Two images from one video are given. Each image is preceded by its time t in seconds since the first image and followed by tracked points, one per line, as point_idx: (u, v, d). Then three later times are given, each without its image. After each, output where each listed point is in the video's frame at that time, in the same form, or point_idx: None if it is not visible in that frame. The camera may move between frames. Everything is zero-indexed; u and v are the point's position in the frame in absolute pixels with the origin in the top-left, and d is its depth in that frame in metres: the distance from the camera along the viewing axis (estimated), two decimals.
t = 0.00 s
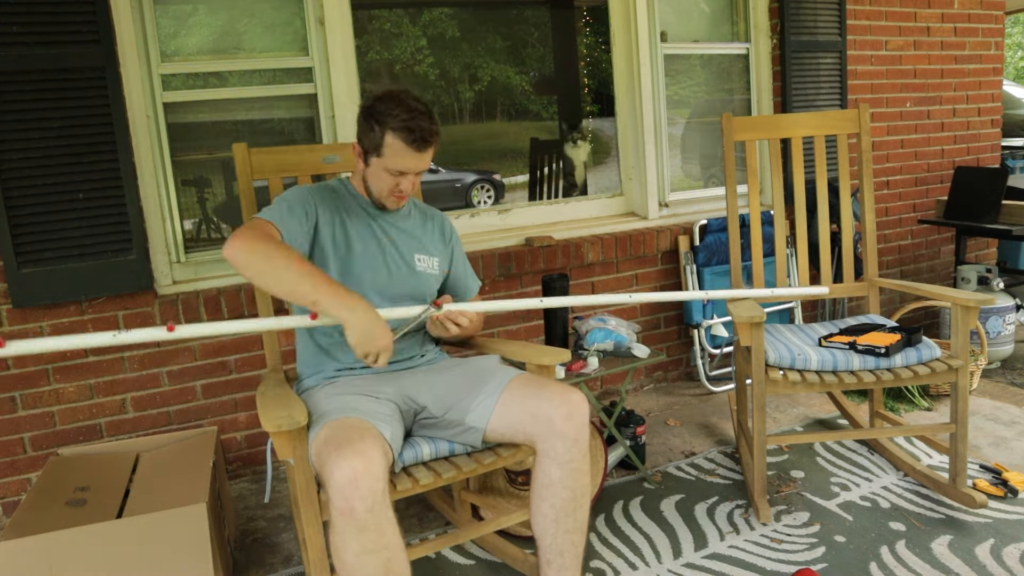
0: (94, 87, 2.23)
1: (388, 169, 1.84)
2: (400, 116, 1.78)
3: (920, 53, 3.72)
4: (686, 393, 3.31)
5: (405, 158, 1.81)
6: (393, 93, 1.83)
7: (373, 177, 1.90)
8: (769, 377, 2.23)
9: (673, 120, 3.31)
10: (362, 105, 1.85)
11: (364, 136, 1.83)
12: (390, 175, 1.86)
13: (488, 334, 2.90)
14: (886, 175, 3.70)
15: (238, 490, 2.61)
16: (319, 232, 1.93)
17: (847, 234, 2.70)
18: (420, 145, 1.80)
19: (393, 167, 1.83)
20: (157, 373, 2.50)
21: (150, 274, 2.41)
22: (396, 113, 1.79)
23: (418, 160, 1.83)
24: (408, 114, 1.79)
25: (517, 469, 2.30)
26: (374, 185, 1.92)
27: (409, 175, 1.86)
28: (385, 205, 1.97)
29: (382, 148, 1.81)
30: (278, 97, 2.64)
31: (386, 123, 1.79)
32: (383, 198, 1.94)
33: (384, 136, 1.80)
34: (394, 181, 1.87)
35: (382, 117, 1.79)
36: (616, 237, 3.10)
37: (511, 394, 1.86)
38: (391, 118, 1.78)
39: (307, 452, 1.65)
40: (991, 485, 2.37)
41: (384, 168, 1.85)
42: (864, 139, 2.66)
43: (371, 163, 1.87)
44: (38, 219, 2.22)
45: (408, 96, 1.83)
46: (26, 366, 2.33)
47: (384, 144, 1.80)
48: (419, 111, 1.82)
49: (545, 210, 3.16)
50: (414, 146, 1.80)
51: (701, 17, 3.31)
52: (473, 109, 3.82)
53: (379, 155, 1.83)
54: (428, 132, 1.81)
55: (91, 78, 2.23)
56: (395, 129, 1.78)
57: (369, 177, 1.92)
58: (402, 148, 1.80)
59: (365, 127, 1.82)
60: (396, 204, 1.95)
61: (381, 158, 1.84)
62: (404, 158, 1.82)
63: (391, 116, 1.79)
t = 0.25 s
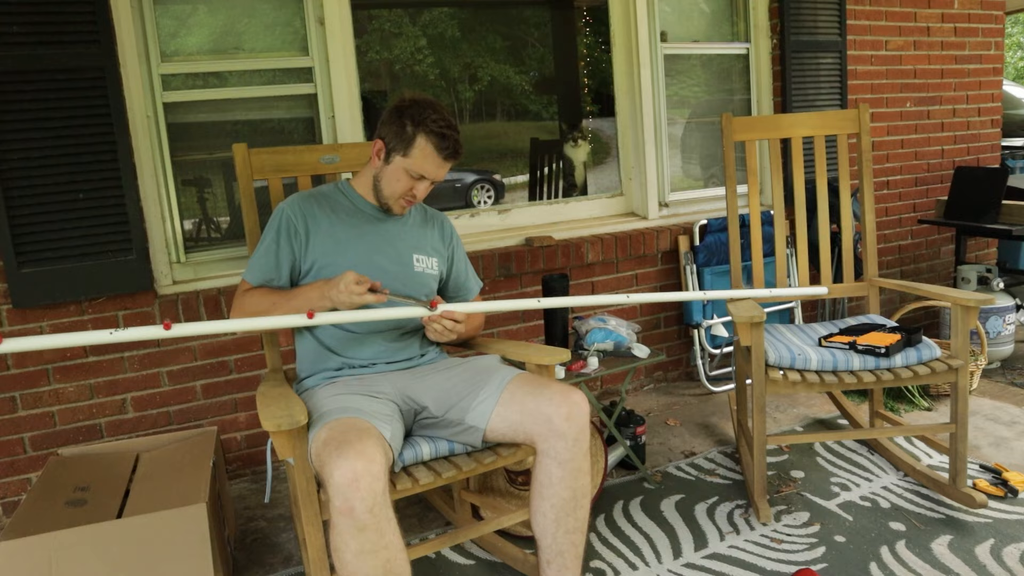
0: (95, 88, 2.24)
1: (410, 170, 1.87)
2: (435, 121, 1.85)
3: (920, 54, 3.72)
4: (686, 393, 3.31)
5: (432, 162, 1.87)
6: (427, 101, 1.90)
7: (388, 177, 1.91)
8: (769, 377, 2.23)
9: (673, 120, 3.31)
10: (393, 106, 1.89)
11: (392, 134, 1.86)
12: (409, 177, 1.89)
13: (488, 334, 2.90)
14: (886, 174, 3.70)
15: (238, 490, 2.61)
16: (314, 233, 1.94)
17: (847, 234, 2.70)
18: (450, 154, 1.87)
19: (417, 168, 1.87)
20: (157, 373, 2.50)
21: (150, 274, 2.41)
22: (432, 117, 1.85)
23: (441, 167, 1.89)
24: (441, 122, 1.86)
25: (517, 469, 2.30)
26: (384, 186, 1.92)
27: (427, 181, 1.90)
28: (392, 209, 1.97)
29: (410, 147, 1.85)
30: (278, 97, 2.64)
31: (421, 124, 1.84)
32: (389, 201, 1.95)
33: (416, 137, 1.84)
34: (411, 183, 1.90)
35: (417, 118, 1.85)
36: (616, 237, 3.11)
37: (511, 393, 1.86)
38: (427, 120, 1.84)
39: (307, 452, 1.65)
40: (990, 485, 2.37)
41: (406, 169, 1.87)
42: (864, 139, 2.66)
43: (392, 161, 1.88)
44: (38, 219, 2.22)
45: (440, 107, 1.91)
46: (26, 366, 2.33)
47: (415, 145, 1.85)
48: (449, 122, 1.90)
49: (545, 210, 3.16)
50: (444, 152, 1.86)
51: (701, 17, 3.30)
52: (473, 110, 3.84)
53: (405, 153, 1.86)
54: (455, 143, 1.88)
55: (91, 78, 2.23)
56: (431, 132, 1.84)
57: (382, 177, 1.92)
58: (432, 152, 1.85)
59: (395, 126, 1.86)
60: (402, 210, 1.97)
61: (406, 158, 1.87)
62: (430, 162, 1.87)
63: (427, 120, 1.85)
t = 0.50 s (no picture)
0: (95, 87, 2.24)
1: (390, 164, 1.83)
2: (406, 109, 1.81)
3: (920, 54, 3.72)
4: (686, 393, 3.31)
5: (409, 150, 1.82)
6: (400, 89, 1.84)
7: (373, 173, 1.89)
8: (769, 377, 2.23)
9: (673, 120, 3.32)
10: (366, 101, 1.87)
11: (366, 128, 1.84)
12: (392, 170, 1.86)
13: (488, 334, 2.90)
14: (886, 175, 3.70)
15: (238, 490, 2.61)
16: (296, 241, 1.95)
17: (847, 234, 2.70)
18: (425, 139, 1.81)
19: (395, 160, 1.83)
20: (157, 373, 2.50)
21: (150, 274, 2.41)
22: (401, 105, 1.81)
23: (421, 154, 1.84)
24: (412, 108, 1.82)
25: (517, 469, 2.30)
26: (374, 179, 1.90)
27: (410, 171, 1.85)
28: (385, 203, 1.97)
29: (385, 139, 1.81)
30: (278, 97, 2.64)
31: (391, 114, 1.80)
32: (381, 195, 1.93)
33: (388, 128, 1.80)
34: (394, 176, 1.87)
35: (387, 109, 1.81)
36: (616, 236, 3.11)
37: (511, 394, 1.86)
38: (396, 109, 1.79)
39: (308, 453, 1.65)
40: (991, 486, 2.37)
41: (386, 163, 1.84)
42: (864, 139, 2.66)
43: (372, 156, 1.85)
44: (38, 219, 2.22)
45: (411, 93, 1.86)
46: (26, 366, 2.33)
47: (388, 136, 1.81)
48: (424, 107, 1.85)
49: (545, 210, 3.16)
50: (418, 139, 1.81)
51: (701, 17, 3.31)
52: (473, 110, 3.94)
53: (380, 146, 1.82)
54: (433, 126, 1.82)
55: (91, 78, 2.23)
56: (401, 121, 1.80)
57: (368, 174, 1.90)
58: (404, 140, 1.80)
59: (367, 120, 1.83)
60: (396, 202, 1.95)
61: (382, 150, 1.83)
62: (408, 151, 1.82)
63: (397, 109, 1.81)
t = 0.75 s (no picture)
0: (95, 87, 2.23)
1: (371, 163, 1.85)
2: (360, 108, 1.84)
3: (920, 53, 3.72)
4: (686, 393, 3.31)
5: (383, 142, 1.84)
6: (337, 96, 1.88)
7: (360, 180, 1.89)
8: (769, 377, 2.24)
9: (673, 120, 3.32)
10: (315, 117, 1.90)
11: (331, 140, 1.86)
12: (377, 169, 1.87)
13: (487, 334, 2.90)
14: (886, 174, 3.70)
15: (238, 490, 2.61)
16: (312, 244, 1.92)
17: (847, 234, 2.70)
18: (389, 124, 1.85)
19: (374, 157, 1.85)
20: (157, 373, 2.50)
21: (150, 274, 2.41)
22: (354, 106, 1.84)
23: (394, 142, 1.86)
24: (364, 104, 1.85)
25: (517, 469, 2.30)
26: (361, 189, 1.90)
27: (393, 161, 1.88)
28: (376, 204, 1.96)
29: (357, 141, 1.83)
30: (278, 96, 2.64)
31: (349, 117, 1.83)
32: (373, 195, 1.92)
33: (353, 132, 1.83)
34: (381, 174, 1.88)
35: (342, 114, 1.84)
36: (616, 237, 3.11)
37: (511, 393, 1.86)
38: (354, 112, 1.83)
39: (307, 451, 1.65)
40: (991, 485, 2.37)
41: (368, 163, 1.85)
42: (864, 139, 2.65)
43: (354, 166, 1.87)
44: (38, 219, 2.22)
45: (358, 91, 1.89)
46: (26, 366, 2.33)
47: (357, 138, 1.83)
48: (376, 97, 1.88)
49: (545, 210, 3.16)
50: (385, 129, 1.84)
51: (701, 17, 3.30)
52: (473, 111, 3.93)
53: (358, 152, 1.84)
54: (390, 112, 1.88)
55: (91, 78, 2.23)
56: (362, 121, 1.83)
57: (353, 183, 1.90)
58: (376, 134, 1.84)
59: (328, 132, 1.85)
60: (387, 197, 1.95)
61: (360, 157, 1.85)
62: (383, 143, 1.85)
63: (350, 111, 1.83)
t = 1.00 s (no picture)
0: (95, 87, 2.24)
1: (352, 164, 1.85)
2: (352, 109, 1.82)
3: (920, 53, 3.72)
4: (686, 393, 3.31)
5: (366, 147, 1.83)
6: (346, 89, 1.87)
7: (342, 178, 1.91)
8: (769, 377, 2.24)
9: (673, 120, 3.31)
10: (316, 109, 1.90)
11: (322, 135, 1.86)
12: (357, 171, 1.87)
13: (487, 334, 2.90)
14: (886, 174, 3.70)
15: (238, 490, 2.61)
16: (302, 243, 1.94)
17: (847, 234, 2.70)
18: (377, 133, 1.82)
19: (356, 160, 1.85)
20: (157, 373, 2.50)
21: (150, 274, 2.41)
22: (347, 106, 1.82)
23: (380, 149, 1.84)
24: (357, 106, 1.82)
25: (517, 469, 2.30)
26: (344, 187, 1.93)
27: (376, 168, 1.87)
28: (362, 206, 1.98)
29: (340, 142, 1.84)
30: (278, 97, 2.64)
31: (339, 117, 1.82)
32: (357, 199, 1.95)
33: (339, 132, 1.82)
34: (362, 176, 1.88)
35: (334, 113, 1.83)
36: (616, 237, 3.11)
37: (510, 393, 1.86)
38: (344, 113, 1.82)
39: (307, 451, 1.64)
40: (990, 486, 2.37)
41: (349, 164, 1.86)
42: (864, 139, 2.65)
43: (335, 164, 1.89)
44: (37, 219, 2.22)
45: (360, 91, 1.87)
46: (26, 366, 2.33)
47: (342, 139, 1.83)
48: (373, 102, 1.85)
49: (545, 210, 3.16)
50: (371, 134, 1.82)
51: (701, 17, 3.30)
52: (473, 111, 3.89)
53: (339, 152, 1.85)
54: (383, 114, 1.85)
55: (91, 78, 2.23)
56: (349, 122, 1.81)
57: (337, 179, 1.92)
58: (359, 139, 1.82)
59: (321, 127, 1.86)
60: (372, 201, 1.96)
61: (343, 156, 1.86)
62: (365, 149, 1.83)
63: (342, 111, 1.82)
